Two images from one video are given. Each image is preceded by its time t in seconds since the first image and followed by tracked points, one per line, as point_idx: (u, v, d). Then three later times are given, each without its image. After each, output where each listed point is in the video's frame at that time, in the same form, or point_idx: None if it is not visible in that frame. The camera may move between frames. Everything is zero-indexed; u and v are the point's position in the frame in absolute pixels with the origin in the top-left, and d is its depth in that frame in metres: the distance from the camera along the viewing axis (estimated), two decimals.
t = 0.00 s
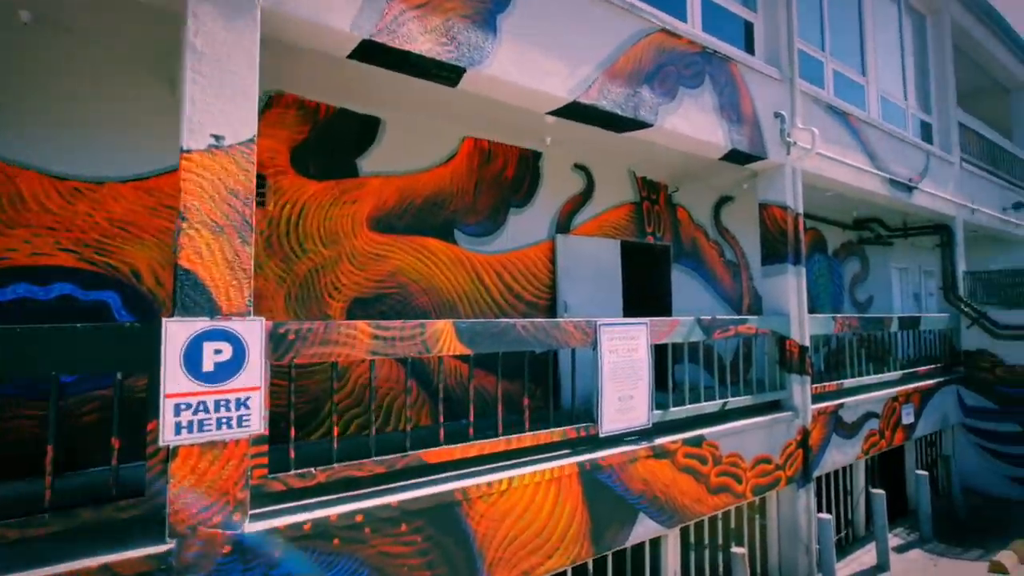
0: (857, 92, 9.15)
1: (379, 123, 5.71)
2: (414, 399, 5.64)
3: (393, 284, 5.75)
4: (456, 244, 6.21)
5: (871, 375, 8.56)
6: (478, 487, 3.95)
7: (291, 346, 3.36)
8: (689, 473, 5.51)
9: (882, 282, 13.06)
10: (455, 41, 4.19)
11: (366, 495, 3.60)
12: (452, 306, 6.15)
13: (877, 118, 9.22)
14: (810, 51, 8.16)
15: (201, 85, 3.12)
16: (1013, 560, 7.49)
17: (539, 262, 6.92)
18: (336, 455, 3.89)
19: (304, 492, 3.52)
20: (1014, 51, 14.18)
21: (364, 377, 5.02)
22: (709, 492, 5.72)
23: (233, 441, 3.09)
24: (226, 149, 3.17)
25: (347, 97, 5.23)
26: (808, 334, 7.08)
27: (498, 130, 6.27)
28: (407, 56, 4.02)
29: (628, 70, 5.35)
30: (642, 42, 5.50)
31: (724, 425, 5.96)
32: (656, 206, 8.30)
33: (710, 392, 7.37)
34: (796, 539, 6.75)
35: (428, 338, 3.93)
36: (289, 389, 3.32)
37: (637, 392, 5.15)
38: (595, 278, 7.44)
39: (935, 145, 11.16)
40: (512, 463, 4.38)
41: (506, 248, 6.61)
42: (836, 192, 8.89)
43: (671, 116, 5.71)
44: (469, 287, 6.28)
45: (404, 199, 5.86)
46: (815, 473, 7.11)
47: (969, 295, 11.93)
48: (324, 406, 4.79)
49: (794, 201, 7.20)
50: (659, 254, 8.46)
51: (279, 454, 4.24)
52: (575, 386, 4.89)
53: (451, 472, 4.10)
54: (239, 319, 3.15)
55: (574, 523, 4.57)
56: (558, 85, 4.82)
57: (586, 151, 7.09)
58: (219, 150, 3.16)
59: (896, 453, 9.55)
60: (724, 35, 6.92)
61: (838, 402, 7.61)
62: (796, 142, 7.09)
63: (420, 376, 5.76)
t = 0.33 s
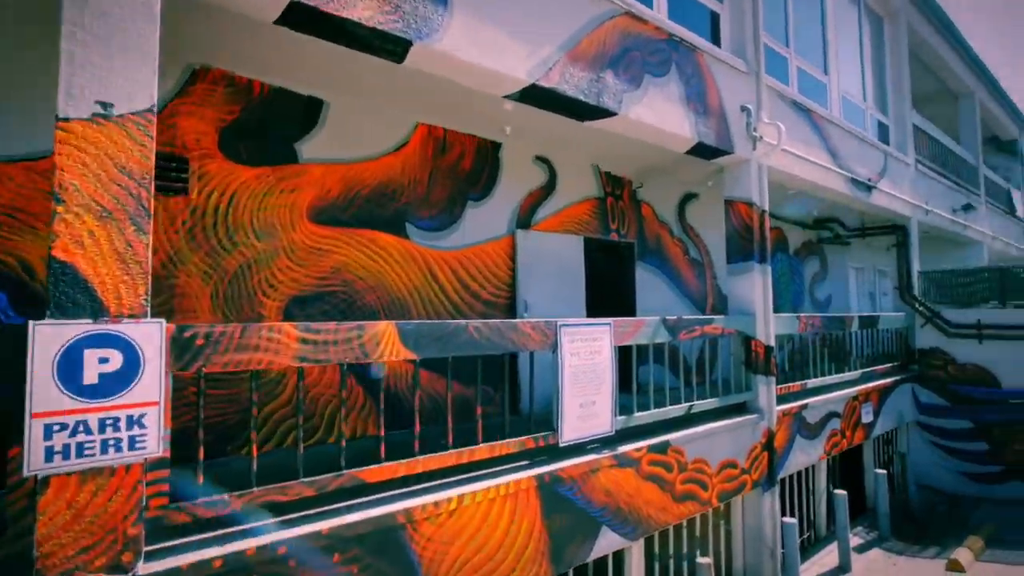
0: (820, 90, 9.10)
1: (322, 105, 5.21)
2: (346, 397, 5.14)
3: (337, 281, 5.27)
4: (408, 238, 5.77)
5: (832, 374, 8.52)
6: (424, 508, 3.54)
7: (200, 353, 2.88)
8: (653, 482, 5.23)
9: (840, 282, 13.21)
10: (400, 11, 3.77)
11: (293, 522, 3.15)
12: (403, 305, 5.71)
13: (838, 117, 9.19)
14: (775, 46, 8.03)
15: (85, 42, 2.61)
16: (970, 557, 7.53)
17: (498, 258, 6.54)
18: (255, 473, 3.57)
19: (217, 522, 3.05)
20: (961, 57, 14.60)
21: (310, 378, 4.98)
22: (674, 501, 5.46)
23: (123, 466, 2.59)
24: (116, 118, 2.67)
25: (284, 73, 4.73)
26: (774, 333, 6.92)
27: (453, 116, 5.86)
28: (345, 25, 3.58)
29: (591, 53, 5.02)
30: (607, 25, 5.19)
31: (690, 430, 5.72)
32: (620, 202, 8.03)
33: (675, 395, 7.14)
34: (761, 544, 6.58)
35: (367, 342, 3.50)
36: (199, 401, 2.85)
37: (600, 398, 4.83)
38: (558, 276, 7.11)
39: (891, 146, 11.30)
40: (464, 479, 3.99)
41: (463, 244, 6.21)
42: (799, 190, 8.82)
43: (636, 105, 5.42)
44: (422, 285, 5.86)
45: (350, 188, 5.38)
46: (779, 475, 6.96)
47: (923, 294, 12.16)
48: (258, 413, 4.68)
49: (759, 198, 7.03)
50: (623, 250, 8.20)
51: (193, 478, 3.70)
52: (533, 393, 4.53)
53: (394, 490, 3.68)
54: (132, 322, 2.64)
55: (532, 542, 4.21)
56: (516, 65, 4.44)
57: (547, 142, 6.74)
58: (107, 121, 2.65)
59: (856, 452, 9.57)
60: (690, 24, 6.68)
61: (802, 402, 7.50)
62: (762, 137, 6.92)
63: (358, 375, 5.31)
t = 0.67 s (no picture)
0: (784, 87, 9.02)
1: (256, 83, 4.71)
2: (279, 410, 4.75)
3: (273, 277, 4.77)
4: (355, 232, 5.30)
5: (795, 374, 8.43)
6: (359, 535, 3.12)
7: (79, 364, 2.41)
8: (616, 492, 4.92)
9: (800, 281, 13.30)
10: None
11: (198, 559, 2.69)
12: (349, 303, 5.25)
13: (802, 115, 9.14)
14: (741, 40, 7.87)
15: None
16: (929, 556, 7.53)
17: (455, 253, 6.14)
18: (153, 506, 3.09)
19: (102, 564, 2.55)
20: (915, 61, 14.93)
21: (235, 389, 4.51)
22: (638, 511, 5.17)
23: None
24: None
25: (210, 46, 4.22)
26: (739, 333, 6.74)
27: (404, 100, 5.43)
28: None
29: (552, 34, 4.68)
30: (569, 4, 4.85)
31: (655, 435, 5.45)
32: (584, 197, 7.73)
33: (639, 396, 6.89)
34: (726, 550, 6.38)
35: (293, 346, 3.06)
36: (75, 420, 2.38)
37: (561, 404, 4.50)
38: (518, 274, 6.75)
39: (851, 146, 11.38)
40: (409, 498, 3.58)
41: (416, 238, 5.78)
42: (763, 188, 8.70)
43: (600, 92, 5.10)
44: (370, 283, 5.40)
45: (288, 175, 4.88)
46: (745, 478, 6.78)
47: (879, 293, 12.33)
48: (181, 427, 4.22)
49: (725, 194, 6.84)
50: (587, 247, 7.92)
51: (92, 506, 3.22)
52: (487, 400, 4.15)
53: (327, 514, 3.25)
54: None
55: (485, 565, 3.83)
56: (470, 41, 4.06)
57: (507, 131, 6.37)
58: None
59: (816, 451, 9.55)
60: (657, 11, 6.42)
61: (767, 403, 7.36)
62: (728, 131, 6.72)
63: (296, 381, 4.87)
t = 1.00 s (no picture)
0: (749, 83, 8.88)
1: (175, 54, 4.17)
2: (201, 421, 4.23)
3: (196, 273, 4.24)
4: (293, 224, 4.81)
5: (758, 374, 8.30)
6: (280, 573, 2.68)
7: None
8: (577, 505, 4.59)
9: (761, 279, 13.34)
10: None
11: None
12: (285, 302, 4.76)
13: (766, 111, 9.03)
14: (707, 32, 7.67)
15: None
16: (888, 556, 7.49)
17: (406, 248, 5.70)
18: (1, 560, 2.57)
19: None
20: (872, 64, 15.18)
21: (147, 402, 3.91)
22: (601, 523, 4.86)
23: None
24: None
25: (116, 8, 3.69)
26: (705, 333, 6.52)
27: (349, 80, 4.96)
28: None
29: (509, 10, 4.32)
30: None
31: (619, 442, 5.15)
32: (545, 190, 7.40)
33: (602, 398, 6.59)
34: (692, 558, 6.15)
35: (199, 354, 2.58)
36: None
37: (518, 412, 4.14)
38: (476, 271, 6.35)
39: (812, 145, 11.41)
40: (342, 524, 3.16)
41: (363, 232, 5.32)
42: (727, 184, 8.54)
43: (562, 75, 4.76)
44: (310, 280, 4.91)
45: (214, 158, 4.35)
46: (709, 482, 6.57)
47: (838, 292, 12.44)
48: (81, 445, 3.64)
49: (691, 188, 6.61)
50: (549, 244, 7.58)
51: None
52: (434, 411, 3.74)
53: (244, 549, 2.80)
54: None
55: None
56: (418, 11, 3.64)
57: (463, 118, 5.96)
58: None
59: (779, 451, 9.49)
60: None
61: (732, 404, 7.17)
62: (694, 124, 6.50)
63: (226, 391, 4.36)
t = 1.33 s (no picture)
0: (714, 77, 8.70)
1: (71, 13, 3.59)
2: (108, 439, 3.69)
3: (97, 268, 3.71)
4: (218, 214, 4.30)
5: (723, 374, 8.13)
6: None
7: None
8: (535, 521, 4.23)
9: (723, 277, 13.30)
10: None
11: None
12: (210, 302, 4.24)
13: (730, 107, 8.86)
14: (672, 21, 7.41)
15: None
16: (851, 556, 7.42)
17: (352, 242, 5.23)
18: None
19: None
20: (830, 66, 15.37)
21: (32, 417, 3.36)
22: (561, 539, 4.51)
23: None
24: None
25: None
26: (670, 333, 6.26)
27: (284, 55, 4.47)
28: None
29: None
30: None
31: (581, 450, 4.82)
32: (505, 183, 7.01)
33: (565, 401, 6.26)
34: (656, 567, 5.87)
35: (64, 367, 2.08)
36: None
37: (469, 423, 3.74)
38: (429, 268, 5.93)
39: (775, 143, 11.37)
40: (259, 562, 2.70)
41: (301, 224, 4.83)
42: (692, 180, 8.33)
43: (520, 54, 4.39)
44: (239, 276, 4.40)
45: (120, 136, 3.81)
46: (674, 488, 6.32)
47: (798, 291, 12.49)
48: None
49: (657, 183, 6.34)
50: (509, 240, 7.20)
51: None
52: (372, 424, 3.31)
53: None
54: None
55: None
56: None
57: (415, 103, 5.52)
58: None
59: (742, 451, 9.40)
60: None
61: (696, 406, 6.94)
62: (659, 115, 6.23)
63: (135, 402, 3.84)
